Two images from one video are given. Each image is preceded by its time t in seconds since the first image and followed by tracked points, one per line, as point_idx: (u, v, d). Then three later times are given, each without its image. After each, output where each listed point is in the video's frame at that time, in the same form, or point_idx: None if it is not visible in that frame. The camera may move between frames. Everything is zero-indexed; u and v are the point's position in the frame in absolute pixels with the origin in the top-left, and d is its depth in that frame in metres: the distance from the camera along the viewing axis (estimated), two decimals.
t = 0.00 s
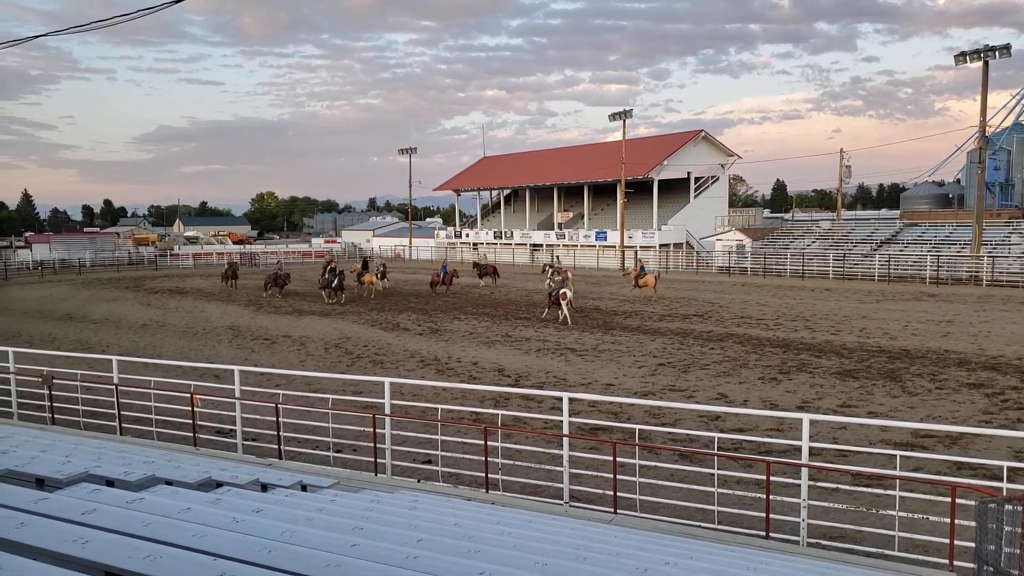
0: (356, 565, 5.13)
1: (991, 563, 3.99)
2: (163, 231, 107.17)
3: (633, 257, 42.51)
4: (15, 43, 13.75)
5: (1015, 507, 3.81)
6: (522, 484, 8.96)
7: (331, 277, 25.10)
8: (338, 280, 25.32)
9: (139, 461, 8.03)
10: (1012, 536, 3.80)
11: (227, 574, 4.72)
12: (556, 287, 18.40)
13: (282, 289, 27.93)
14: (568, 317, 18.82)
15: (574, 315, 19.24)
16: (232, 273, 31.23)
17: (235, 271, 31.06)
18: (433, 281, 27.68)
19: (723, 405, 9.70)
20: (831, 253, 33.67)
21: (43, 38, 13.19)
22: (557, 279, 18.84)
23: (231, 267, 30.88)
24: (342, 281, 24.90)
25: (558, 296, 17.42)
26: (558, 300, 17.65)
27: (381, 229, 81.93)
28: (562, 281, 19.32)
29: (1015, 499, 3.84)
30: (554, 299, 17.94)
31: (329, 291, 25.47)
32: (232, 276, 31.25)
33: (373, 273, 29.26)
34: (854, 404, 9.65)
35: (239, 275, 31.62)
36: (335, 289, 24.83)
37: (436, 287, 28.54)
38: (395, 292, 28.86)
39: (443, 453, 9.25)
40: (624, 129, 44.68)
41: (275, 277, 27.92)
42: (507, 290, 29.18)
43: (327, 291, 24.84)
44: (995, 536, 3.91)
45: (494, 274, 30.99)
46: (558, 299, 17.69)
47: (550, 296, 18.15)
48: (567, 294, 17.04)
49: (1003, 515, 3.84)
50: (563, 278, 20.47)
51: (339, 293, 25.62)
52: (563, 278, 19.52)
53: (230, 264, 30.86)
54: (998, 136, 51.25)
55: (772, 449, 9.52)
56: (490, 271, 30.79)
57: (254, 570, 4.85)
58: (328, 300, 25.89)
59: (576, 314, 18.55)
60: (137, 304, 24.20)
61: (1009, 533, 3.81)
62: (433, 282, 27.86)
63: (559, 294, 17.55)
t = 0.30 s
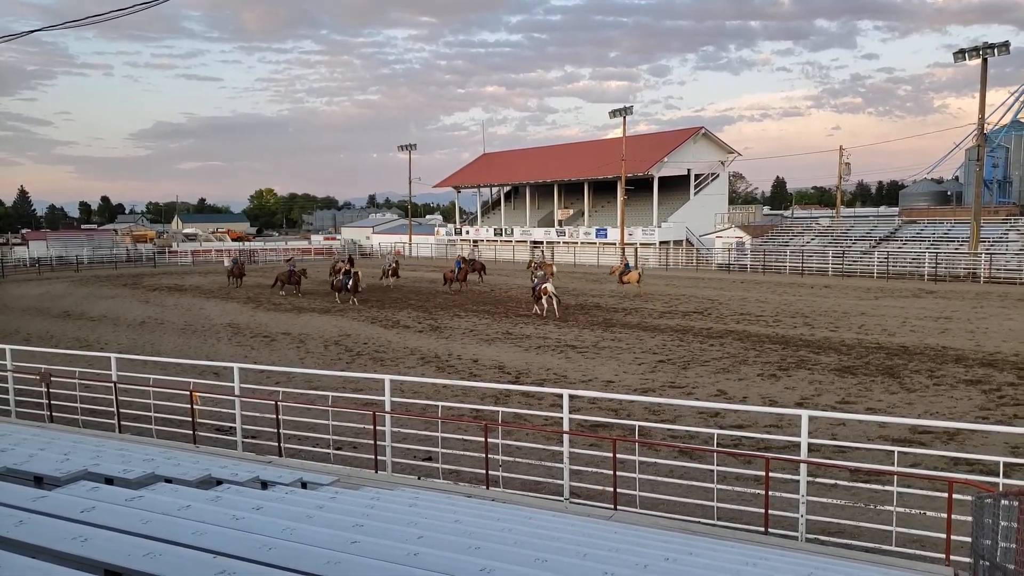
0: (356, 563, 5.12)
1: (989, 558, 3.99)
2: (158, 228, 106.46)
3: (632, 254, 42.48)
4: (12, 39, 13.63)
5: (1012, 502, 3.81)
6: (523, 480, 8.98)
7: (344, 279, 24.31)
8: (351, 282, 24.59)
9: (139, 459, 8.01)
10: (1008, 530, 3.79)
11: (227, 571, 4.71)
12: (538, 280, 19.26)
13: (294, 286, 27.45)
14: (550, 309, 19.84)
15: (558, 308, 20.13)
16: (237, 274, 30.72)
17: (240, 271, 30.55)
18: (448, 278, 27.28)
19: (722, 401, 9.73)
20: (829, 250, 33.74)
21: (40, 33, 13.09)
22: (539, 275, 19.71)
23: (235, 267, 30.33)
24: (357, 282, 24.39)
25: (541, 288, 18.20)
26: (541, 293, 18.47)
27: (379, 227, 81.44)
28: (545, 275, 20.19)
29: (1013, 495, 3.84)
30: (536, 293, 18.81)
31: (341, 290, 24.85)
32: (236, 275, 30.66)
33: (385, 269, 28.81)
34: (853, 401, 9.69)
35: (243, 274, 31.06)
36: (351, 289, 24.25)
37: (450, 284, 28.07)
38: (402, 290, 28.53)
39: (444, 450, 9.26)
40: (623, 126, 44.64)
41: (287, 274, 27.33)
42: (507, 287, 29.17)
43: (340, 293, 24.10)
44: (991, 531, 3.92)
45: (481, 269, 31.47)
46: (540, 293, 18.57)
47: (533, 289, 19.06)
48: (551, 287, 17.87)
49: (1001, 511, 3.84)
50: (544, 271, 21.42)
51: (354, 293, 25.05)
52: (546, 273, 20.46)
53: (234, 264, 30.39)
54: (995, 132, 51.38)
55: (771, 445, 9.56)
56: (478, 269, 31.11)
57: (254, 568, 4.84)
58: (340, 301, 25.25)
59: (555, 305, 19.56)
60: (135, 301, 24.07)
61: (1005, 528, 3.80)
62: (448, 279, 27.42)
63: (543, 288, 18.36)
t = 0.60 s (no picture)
0: (354, 557, 5.12)
1: (987, 554, 4.00)
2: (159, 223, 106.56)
3: (631, 249, 42.55)
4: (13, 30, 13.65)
5: (1012, 498, 3.79)
6: (520, 475, 8.98)
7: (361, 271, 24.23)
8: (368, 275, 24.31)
9: (137, 452, 8.02)
10: (1007, 527, 3.77)
11: (225, 564, 4.72)
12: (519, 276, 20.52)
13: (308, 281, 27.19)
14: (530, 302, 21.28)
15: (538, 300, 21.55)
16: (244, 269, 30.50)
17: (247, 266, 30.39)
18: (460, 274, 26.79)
19: (721, 397, 9.71)
20: (828, 246, 33.75)
21: (40, 24, 13.09)
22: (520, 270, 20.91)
23: (242, 263, 30.03)
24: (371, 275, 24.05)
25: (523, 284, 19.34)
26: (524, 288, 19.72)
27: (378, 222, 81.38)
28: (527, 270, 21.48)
29: (1012, 492, 3.82)
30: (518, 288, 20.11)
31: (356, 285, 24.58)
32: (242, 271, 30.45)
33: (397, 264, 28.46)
34: (851, 397, 9.68)
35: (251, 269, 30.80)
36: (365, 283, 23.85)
37: (460, 280, 27.72)
38: (402, 284, 28.55)
39: (442, 445, 9.26)
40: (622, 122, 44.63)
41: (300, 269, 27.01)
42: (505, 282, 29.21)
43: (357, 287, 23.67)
44: (991, 526, 3.91)
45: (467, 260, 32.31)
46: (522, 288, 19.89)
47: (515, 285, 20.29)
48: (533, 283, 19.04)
49: (1000, 507, 3.82)
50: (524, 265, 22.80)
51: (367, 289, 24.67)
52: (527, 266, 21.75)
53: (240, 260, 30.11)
54: (994, 129, 51.36)
55: (769, 441, 9.56)
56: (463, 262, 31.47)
57: (252, 562, 4.84)
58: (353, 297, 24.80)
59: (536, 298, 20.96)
60: (134, 295, 24.08)
61: (1004, 524, 3.79)
62: (459, 275, 26.98)
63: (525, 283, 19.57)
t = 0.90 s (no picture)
0: (354, 558, 5.13)
1: (989, 557, 3.99)
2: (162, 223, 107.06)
3: (633, 250, 42.49)
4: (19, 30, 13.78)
5: (1015, 501, 3.78)
6: (521, 476, 8.97)
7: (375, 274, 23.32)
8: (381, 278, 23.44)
9: (138, 452, 8.05)
10: (1011, 530, 3.76)
11: (226, 564, 4.73)
12: (504, 276, 21.94)
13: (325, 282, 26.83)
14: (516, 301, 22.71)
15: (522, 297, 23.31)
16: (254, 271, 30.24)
17: (259, 267, 30.19)
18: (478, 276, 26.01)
19: (722, 399, 9.69)
20: (830, 246, 33.67)
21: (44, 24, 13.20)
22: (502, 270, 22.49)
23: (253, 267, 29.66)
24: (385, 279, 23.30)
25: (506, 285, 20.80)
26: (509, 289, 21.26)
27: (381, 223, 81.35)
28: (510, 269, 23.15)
29: (1015, 495, 3.81)
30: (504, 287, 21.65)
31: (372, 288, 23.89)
32: (251, 272, 30.28)
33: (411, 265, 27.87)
34: (853, 399, 9.65)
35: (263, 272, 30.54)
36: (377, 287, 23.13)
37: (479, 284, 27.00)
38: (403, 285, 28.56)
39: (442, 445, 9.26)
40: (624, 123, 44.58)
41: (316, 269, 26.75)
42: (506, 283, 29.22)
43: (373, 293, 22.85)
44: (994, 530, 3.90)
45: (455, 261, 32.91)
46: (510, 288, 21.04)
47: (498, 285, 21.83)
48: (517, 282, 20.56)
49: (1002, 510, 3.82)
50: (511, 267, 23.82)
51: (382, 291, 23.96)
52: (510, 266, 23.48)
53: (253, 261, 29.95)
54: (998, 130, 51.25)
55: (771, 443, 9.54)
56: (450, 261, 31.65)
57: (252, 561, 4.85)
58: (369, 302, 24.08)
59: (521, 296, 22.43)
60: (136, 295, 24.16)
61: (1008, 527, 3.79)
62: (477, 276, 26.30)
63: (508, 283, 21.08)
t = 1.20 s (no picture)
0: (360, 562, 5.13)
1: (997, 562, 3.98)
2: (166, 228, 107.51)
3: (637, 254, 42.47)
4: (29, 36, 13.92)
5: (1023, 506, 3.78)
6: (526, 480, 8.96)
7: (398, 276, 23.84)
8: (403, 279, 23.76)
9: (144, 456, 8.06)
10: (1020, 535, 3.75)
11: (231, 568, 4.73)
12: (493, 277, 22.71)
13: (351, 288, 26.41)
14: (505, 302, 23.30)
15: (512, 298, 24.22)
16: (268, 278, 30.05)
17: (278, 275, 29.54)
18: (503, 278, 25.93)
19: (727, 402, 9.67)
20: (835, 250, 33.59)
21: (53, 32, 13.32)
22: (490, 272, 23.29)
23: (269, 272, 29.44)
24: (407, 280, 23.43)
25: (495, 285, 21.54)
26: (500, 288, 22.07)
27: (385, 227, 81.48)
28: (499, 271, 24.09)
29: (1023, 498, 3.80)
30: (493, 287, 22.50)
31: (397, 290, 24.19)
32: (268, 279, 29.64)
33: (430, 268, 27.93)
34: (859, 402, 9.61)
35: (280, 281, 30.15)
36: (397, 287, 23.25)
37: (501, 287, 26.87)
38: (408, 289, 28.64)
39: (447, 450, 9.26)
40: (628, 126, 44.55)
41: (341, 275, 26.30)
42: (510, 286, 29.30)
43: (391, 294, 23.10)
44: (1002, 534, 3.89)
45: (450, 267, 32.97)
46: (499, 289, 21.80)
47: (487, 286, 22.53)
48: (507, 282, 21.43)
49: (1010, 514, 3.81)
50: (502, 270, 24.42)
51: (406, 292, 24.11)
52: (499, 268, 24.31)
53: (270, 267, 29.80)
54: (1003, 133, 51.12)
55: (776, 446, 9.52)
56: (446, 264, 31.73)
57: (257, 565, 4.86)
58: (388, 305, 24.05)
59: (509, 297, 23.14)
60: (142, 300, 24.27)
61: (1017, 532, 3.77)
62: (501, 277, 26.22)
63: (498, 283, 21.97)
